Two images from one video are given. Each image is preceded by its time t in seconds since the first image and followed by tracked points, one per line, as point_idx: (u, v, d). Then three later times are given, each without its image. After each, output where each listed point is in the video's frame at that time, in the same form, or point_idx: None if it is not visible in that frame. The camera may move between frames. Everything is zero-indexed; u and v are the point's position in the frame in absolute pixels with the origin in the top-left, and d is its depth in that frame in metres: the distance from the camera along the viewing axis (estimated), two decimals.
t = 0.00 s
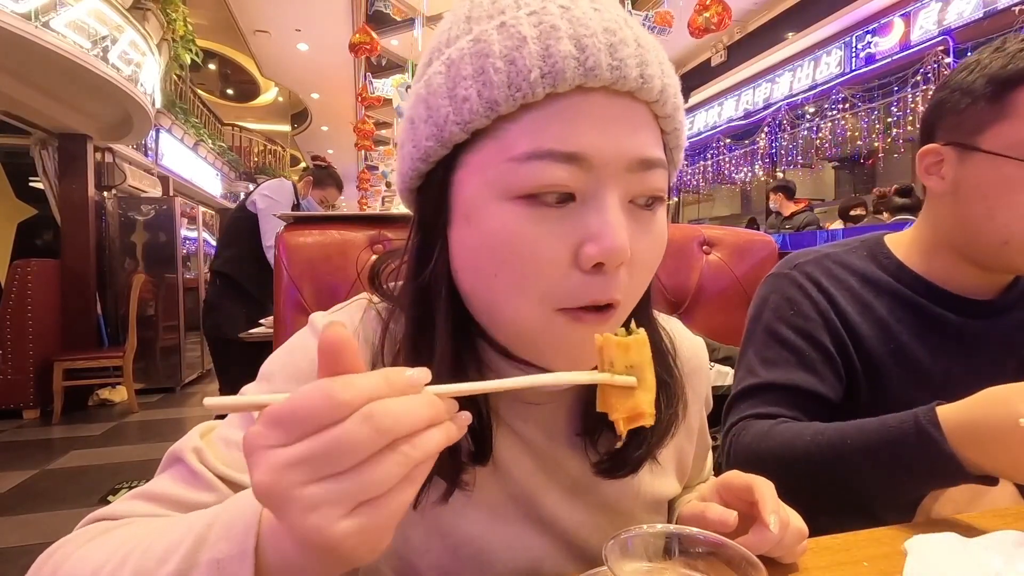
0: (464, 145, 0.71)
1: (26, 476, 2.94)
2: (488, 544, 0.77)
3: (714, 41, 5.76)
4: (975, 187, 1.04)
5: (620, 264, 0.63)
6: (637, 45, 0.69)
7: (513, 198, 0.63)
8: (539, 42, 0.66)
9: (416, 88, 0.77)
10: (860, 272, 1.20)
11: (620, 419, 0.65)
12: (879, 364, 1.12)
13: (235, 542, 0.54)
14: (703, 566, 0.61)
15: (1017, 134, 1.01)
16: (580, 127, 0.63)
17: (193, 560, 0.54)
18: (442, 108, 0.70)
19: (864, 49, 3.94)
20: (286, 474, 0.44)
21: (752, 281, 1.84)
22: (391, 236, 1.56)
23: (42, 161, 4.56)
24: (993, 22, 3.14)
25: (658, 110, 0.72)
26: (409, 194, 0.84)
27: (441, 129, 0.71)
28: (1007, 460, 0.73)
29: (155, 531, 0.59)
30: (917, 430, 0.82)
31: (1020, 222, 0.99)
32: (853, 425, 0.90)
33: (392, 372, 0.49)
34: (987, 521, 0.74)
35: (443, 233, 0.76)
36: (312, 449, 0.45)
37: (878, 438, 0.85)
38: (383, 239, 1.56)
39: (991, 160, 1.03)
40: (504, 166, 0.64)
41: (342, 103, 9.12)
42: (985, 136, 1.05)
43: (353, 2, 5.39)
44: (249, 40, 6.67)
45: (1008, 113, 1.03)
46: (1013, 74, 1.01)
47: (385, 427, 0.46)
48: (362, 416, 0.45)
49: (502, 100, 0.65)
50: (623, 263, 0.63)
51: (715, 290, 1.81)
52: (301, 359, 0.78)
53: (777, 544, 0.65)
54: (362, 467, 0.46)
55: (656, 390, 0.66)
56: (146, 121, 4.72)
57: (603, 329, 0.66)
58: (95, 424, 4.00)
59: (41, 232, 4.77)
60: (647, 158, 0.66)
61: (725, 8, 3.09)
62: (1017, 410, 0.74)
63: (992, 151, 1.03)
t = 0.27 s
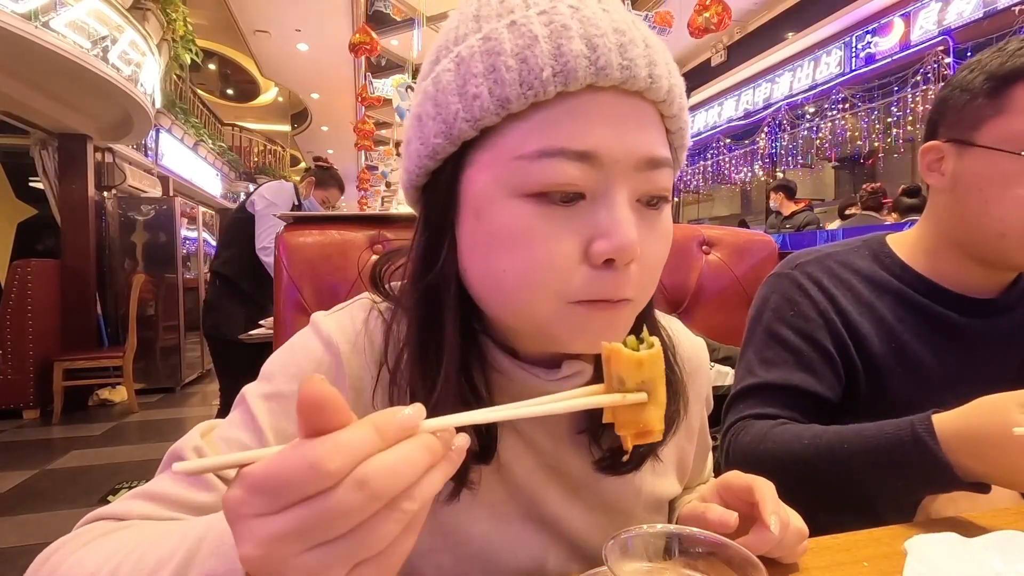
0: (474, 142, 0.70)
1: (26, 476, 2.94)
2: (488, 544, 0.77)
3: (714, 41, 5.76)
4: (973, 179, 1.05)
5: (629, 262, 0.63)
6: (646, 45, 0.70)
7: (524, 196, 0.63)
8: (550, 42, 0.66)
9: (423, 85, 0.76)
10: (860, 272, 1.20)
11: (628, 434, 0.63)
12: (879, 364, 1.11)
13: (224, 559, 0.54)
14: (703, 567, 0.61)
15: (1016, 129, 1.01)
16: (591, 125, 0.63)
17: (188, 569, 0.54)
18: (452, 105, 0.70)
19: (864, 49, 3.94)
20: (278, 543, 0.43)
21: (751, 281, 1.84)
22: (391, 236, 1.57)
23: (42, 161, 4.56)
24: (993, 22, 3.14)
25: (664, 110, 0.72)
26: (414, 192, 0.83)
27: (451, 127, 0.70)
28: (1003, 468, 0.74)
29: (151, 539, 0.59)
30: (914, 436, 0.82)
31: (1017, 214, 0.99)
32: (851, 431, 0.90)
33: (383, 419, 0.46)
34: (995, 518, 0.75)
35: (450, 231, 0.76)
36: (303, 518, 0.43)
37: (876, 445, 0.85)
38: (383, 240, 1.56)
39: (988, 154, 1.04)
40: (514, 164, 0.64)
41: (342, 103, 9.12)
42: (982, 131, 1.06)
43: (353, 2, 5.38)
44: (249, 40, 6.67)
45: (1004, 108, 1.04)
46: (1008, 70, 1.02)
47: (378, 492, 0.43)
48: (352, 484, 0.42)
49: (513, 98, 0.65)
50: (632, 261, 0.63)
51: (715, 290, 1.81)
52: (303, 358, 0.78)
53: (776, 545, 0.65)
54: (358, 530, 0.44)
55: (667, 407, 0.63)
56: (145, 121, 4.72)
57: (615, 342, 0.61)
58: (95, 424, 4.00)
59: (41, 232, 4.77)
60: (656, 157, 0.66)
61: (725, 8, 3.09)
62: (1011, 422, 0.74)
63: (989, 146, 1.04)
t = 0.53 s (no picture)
0: (486, 140, 0.70)
1: (26, 476, 2.94)
2: (488, 543, 0.78)
3: (714, 41, 5.76)
4: (942, 184, 1.06)
5: (640, 260, 0.63)
6: (655, 46, 0.71)
7: (537, 193, 0.63)
8: (564, 41, 0.67)
9: (433, 83, 0.76)
10: (848, 272, 1.20)
11: (629, 436, 0.62)
12: (870, 363, 1.11)
13: (224, 563, 0.54)
14: (703, 566, 0.61)
15: (979, 132, 1.02)
16: (605, 124, 0.64)
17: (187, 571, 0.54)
18: (465, 102, 0.69)
19: (864, 49, 3.94)
20: (280, 549, 0.43)
21: (751, 281, 1.84)
22: (391, 236, 1.56)
23: (42, 161, 4.56)
24: (993, 22, 3.14)
25: (670, 109, 0.73)
26: (420, 191, 0.83)
27: (464, 124, 0.70)
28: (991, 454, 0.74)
29: (151, 539, 0.59)
30: (907, 423, 0.82)
31: (986, 215, 1.00)
32: (846, 421, 0.91)
33: (383, 423, 0.46)
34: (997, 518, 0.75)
35: (459, 230, 0.75)
36: (305, 523, 0.43)
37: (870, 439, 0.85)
38: (383, 240, 1.56)
39: (953, 158, 1.05)
40: (528, 162, 0.64)
41: (342, 103, 9.12)
42: (947, 135, 1.07)
43: (354, 2, 5.38)
44: (249, 40, 6.67)
45: (965, 113, 1.05)
46: (968, 76, 1.03)
47: (380, 497, 0.43)
48: (354, 490, 0.42)
49: (528, 96, 0.65)
50: (643, 259, 0.63)
51: (715, 290, 1.81)
52: (304, 356, 0.79)
53: (775, 547, 0.65)
54: (360, 535, 0.44)
55: (668, 411, 0.63)
56: (145, 121, 4.72)
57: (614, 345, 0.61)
58: (95, 424, 4.00)
59: (41, 232, 4.77)
60: (667, 155, 0.67)
61: (725, 8, 3.09)
62: (988, 398, 0.75)
63: (954, 150, 1.05)
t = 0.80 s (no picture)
0: (492, 135, 0.70)
1: (26, 476, 2.95)
2: (487, 542, 0.78)
3: (714, 41, 5.76)
4: (914, 192, 1.06)
5: (645, 256, 0.63)
6: (659, 46, 0.72)
7: (542, 188, 0.63)
8: (571, 38, 0.67)
9: (437, 79, 0.75)
10: (815, 279, 1.19)
11: (627, 432, 0.63)
12: (843, 370, 1.11)
13: (223, 561, 0.53)
14: (702, 566, 0.61)
15: (946, 144, 1.02)
16: (612, 122, 0.64)
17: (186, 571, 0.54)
18: (472, 97, 0.69)
19: (864, 50, 3.94)
20: (278, 545, 0.43)
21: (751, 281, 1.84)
22: (391, 236, 1.56)
23: (42, 161, 4.56)
24: (992, 22, 3.14)
25: (671, 109, 0.74)
26: (422, 186, 0.82)
27: (470, 119, 0.70)
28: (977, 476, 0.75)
29: (151, 538, 0.59)
30: (897, 451, 0.83)
31: (961, 220, 1.01)
32: (839, 446, 0.91)
33: (383, 420, 0.46)
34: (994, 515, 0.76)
35: (463, 226, 0.75)
36: (304, 520, 0.43)
37: (863, 459, 0.86)
38: (383, 240, 1.56)
39: (923, 168, 1.05)
40: (535, 157, 0.64)
41: (342, 103, 9.11)
42: (914, 144, 1.07)
43: (354, 2, 5.38)
44: (249, 40, 6.67)
45: (928, 121, 1.05)
46: (929, 85, 1.03)
47: (379, 495, 0.43)
48: (353, 486, 0.42)
49: (536, 91, 0.65)
50: (647, 255, 0.64)
51: (714, 290, 1.81)
52: (303, 355, 0.79)
53: (778, 547, 0.65)
54: (360, 533, 0.44)
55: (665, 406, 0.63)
56: (145, 121, 4.72)
57: (612, 341, 0.61)
58: (95, 424, 4.01)
59: (41, 232, 4.77)
60: (671, 153, 0.67)
61: (725, 8, 3.09)
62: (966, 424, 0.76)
63: (922, 160, 1.05)
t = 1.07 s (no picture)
0: (498, 133, 0.70)
1: (26, 476, 2.95)
2: (488, 542, 0.78)
3: (714, 41, 5.76)
4: (908, 180, 1.06)
5: (648, 253, 0.63)
6: (662, 46, 0.72)
7: (548, 186, 0.63)
8: (577, 37, 0.67)
9: (442, 78, 0.75)
10: (804, 281, 1.19)
11: (627, 430, 0.63)
12: (837, 372, 1.10)
13: (223, 561, 0.53)
14: (703, 566, 0.61)
15: (941, 128, 1.03)
16: (618, 121, 0.64)
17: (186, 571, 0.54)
18: (477, 95, 0.69)
19: (864, 49, 3.94)
20: (278, 544, 0.43)
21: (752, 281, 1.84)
22: (391, 236, 1.56)
23: (42, 161, 4.56)
24: (992, 22, 3.14)
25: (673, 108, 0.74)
26: (426, 184, 0.82)
27: (477, 117, 0.70)
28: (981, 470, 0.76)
29: (151, 538, 0.59)
30: (901, 464, 0.84)
31: (951, 210, 1.01)
32: (840, 458, 0.92)
33: (383, 419, 0.46)
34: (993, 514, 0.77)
35: (467, 223, 0.75)
36: (302, 519, 0.43)
37: (865, 469, 0.87)
38: (383, 240, 1.56)
39: (917, 154, 1.05)
40: (540, 155, 0.64)
41: (342, 103, 9.11)
42: (909, 132, 1.07)
43: (354, 2, 5.38)
44: (249, 40, 6.67)
45: (924, 108, 1.05)
46: (926, 73, 1.04)
47: (378, 494, 0.43)
48: (352, 486, 0.43)
49: (543, 90, 0.65)
50: (651, 253, 0.64)
51: (715, 290, 1.81)
52: (303, 355, 0.79)
53: (778, 547, 0.65)
54: (359, 532, 0.45)
55: (666, 402, 0.63)
56: (145, 121, 4.72)
57: (611, 339, 0.61)
58: (95, 424, 4.01)
59: (41, 232, 4.77)
60: (675, 152, 0.68)
61: (725, 8, 3.09)
62: (961, 424, 0.77)
63: (917, 145, 1.05)
